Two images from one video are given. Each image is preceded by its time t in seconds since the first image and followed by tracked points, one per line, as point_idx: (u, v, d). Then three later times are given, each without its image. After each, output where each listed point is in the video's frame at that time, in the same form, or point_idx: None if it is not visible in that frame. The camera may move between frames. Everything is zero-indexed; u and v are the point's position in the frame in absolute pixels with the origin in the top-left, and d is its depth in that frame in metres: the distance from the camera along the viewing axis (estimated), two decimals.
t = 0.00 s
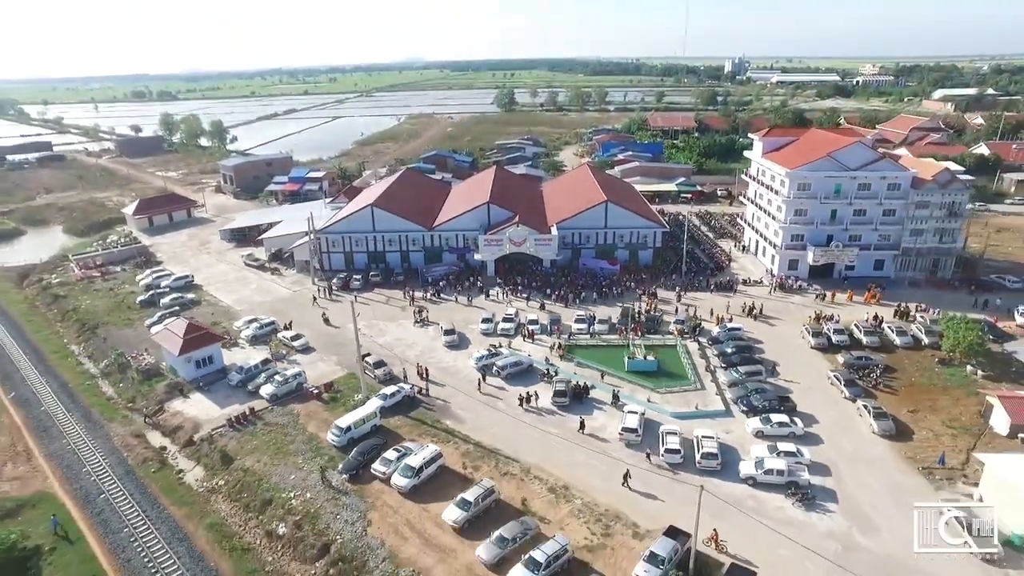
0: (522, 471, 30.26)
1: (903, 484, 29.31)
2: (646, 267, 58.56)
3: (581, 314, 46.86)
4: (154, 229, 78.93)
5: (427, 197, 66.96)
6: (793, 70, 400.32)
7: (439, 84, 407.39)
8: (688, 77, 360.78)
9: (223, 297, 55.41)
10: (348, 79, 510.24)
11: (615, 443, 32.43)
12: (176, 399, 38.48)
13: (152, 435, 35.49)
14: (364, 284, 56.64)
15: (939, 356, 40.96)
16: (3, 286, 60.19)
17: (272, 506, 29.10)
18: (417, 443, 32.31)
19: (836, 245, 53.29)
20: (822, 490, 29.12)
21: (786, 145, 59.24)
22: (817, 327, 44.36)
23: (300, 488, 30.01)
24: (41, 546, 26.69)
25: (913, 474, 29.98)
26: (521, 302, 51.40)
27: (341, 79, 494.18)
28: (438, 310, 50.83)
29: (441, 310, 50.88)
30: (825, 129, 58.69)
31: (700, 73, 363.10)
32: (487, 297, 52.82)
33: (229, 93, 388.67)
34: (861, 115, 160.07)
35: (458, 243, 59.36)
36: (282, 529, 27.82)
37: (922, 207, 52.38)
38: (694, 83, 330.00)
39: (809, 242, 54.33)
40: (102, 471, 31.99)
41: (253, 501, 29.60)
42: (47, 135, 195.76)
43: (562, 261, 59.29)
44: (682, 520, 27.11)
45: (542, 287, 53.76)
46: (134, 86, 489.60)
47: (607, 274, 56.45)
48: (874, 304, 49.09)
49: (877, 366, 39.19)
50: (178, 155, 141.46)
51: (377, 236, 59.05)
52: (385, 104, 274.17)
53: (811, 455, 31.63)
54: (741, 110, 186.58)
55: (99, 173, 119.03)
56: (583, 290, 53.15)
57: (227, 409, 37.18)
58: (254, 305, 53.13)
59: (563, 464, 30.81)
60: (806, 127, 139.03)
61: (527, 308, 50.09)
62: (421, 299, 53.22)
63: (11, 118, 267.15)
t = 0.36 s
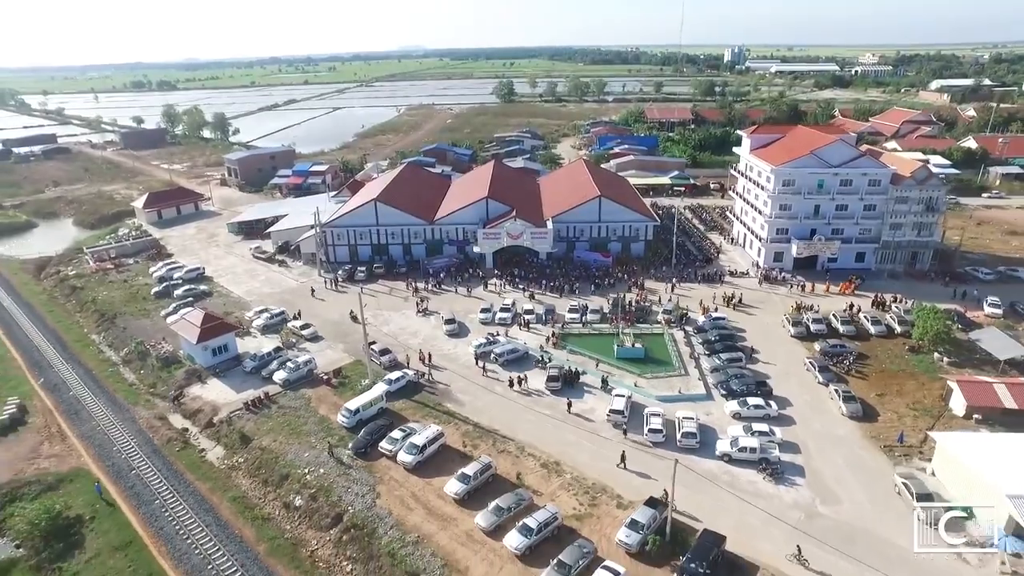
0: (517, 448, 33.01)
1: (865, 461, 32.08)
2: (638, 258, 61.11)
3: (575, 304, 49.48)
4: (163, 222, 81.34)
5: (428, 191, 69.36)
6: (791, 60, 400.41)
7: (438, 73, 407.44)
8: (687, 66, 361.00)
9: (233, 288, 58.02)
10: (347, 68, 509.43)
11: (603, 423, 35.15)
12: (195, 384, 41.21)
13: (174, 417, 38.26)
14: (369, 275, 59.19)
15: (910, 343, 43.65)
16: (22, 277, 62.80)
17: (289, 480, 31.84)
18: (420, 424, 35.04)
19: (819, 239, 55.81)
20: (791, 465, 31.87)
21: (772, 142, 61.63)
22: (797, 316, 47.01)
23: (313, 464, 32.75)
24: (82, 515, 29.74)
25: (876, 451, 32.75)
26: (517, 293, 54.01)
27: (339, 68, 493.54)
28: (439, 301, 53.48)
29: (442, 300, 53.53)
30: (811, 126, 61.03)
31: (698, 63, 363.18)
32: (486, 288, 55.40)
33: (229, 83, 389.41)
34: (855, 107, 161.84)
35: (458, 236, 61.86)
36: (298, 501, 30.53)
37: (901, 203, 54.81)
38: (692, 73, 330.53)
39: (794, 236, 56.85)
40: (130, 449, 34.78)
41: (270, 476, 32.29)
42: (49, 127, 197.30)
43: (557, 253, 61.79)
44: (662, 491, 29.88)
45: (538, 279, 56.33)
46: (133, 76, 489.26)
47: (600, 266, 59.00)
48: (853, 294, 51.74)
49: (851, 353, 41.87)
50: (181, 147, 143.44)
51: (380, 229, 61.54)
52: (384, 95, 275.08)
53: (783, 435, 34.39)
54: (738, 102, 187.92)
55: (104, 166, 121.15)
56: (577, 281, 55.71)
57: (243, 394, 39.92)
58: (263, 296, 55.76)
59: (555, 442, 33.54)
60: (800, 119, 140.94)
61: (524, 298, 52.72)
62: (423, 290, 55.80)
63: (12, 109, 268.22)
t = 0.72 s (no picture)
0: (513, 431, 35.68)
1: (835, 442, 34.76)
2: (631, 252, 63.57)
3: (570, 297, 52.02)
4: (171, 216, 83.65)
5: (429, 187, 71.68)
6: (790, 51, 400.42)
7: (436, 65, 407.44)
8: (685, 57, 361.06)
9: (243, 281, 60.51)
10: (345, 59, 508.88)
11: (594, 408, 37.79)
12: (211, 373, 43.80)
13: (193, 403, 40.91)
14: (372, 269, 61.67)
15: (885, 333, 46.26)
16: (39, 271, 65.29)
17: (302, 460, 34.52)
18: (424, 409, 37.67)
19: (803, 234, 58.26)
20: (766, 446, 34.55)
21: (761, 140, 63.95)
22: (780, 308, 49.57)
23: (324, 446, 35.43)
24: (114, 492, 32.51)
25: (845, 433, 35.43)
26: (515, 285, 56.50)
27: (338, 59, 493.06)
28: (440, 293, 55.99)
29: (442, 293, 56.03)
30: (798, 125, 63.33)
31: (697, 54, 363.21)
32: (485, 281, 57.90)
33: (227, 74, 388.76)
34: (849, 100, 163.48)
35: (458, 231, 64.28)
36: (312, 479, 33.19)
37: (882, 199, 57.21)
38: (691, 64, 330.90)
39: (780, 231, 59.28)
40: (154, 433, 37.46)
41: (285, 457, 34.95)
42: (52, 120, 198.72)
43: (553, 247, 64.22)
44: (645, 470, 32.58)
45: (535, 272, 58.84)
46: (131, 67, 488.58)
47: (595, 260, 61.47)
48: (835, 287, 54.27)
49: (828, 342, 44.48)
50: (184, 141, 145.36)
51: (383, 224, 63.97)
52: (384, 87, 276.07)
53: (760, 419, 37.07)
54: (735, 94, 189.25)
55: (110, 160, 123.18)
56: (572, 274, 58.21)
57: (257, 382, 42.55)
58: (272, 289, 58.27)
59: (549, 426, 36.17)
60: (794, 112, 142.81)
61: (521, 291, 55.23)
62: (424, 283, 58.30)
63: (13, 101, 269.22)
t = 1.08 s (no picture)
0: (509, 416, 38.17)
1: (809, 426, 37.24)
2: (624, 247, 65.93)
3: (564, 290, 54.40)
4: (178, 212, 85.83)
5: (429, 183, 73.94)
6: (789, 44, 400.78)
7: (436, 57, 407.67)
8: (684, 50, 361.65)
9: (250, 276, 62.85)
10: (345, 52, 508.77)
11: (585, 396, 40.29)
12: (224, 363, 46.26)
13: (207, 391, 43.41)
14: (376, 264, 64.06)
15: (862, 325, 48.67)
16: (53, 266, 67.61)
17: (312, 444, 37.02)
18: (425, 396, 40.15)
19: (789, 230, 60.61)
20: (744, 430, 37.06)
21: (750, 138, 66.16)
22: (764, 301, 51.97)
23: (332, 430, 37.92)
24: (138, 473, 35.09)
25: (819, 419, 37.91)
26: (512, 279, 58.81)
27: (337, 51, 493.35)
28: (440, 287, 58.38)
29: (443, 286, 58.40)
30: (785, 124, 65.52)
31: (696, 46, 363.41)
32: (483, 275, 60.30)
33: (228, 67, 389.72)
34: (844, 95, 165.15)
35: (457, 227, 66.64)
36: (321, 461, 35.66)
37: (865, 196, 59.47)
38: (689, 58, 331.80)
39: (767, 227, 61.61)
40: (172, 419, 39.97)
41: (296, 440, 37.46)
42: (53, 115, 199.94)
43: (549, 242, 66.54)
44: (631, 452, 35.09)
45: (531, 267, 61.18)
46: (131, 60, 488.52)
47: (589, 254, 63.89)
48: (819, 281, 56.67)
49: (808, 334, 46.92)
50: (187, 137, 147.20)
51: (385, 220, 66.29)
52: (383, 81, 277.15)
53: (740, 405, 39.56)
54: (732, 89, 191.00)
55: (115, 156, 125.11)
56: (568, 268, 60.61)
57: (267, 371, 45.01)
58: (279, 283, 60.62)
59: (542, 412, 38.65)
60: (789, 108, 144.60)
61: (518, 284, 57.61)
62: (425, 277, 60.68)
63: (14, 96, 270.34)
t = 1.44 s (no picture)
0: (505, 402, 40.73)
1: (786, 412, 39.78)
2: (618, 241, 68.32)
3: (559, 284, 56.87)
4: (185, 208, 88.19)
5: (429, 179, 76.23)
6: (788, 36, 400.85)
7: (435, 50, 407.79)
8: (683, 42, 362.00)
9: (257, 270, 65.31)
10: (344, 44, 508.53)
11: (577, 383, 42.85)
12: (236, 353, 48.80)
13: (221, 379, 45.99)
14: (378, 258, 66.47)
15: (842, 317, 51.13)
16: (67, 260, 70.10)
17: (321, 427, 39.62)
18: (426, 384, 42.70)
19: (776, 225, 62.98)
20: (725, 415, 39.63)
21: (739, 136, 68.43)
22: (749, 294, 54.42)
23: (340, 415, 40.50)
24: (160, 455, 37.75)
25: (795, 404, 40.48)
26: (509, 273, 61.23)
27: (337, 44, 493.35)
28: (440, 280, 60.84)
29: (443, 280, 60.87)
30: (774, 123, 67.77)
31: (695, 38, 363.76)
32: (481, 269, 62.76)
33: (228, 60, 389.98)
34: (840, 89, 166.64)
35: (457, 222, 68.99)
36: (330, 443, 38.26)
37: (849, 193, 61.76)
38: (688, 51, 332.51)
39: (754, 222, 63.98)
40: (189, 404, 42.60)
41: (306, 424, 40.07)
42: (57, 109, 201.84)
43: (546, 237, 68.92)
44: (618, 435, 37.67)
45: (528, 261, 63.59)
46: (131, 53, 488.39)
47: (584, 248, 66.30)
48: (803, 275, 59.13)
49: (790, 325, 49.41)
50: (191, 132, 149.26)
51: (387, 216, 68.65)
52: (383, 74, 278.27)
53: (722, 392, 42.12)
54: (729, 83, 192.60)
55: (120, 151, 127.30)
56: (563, 262, 63.04)
57: (277, 361, 47.56)
58: (285, 277, 63.09)
59: (536, 398, 41.22)
60: (785, 103, 146.31)
61: (515, 278, 60.06)
62: (426, 271, 63.12)
63: (16, 89, 271.69)
